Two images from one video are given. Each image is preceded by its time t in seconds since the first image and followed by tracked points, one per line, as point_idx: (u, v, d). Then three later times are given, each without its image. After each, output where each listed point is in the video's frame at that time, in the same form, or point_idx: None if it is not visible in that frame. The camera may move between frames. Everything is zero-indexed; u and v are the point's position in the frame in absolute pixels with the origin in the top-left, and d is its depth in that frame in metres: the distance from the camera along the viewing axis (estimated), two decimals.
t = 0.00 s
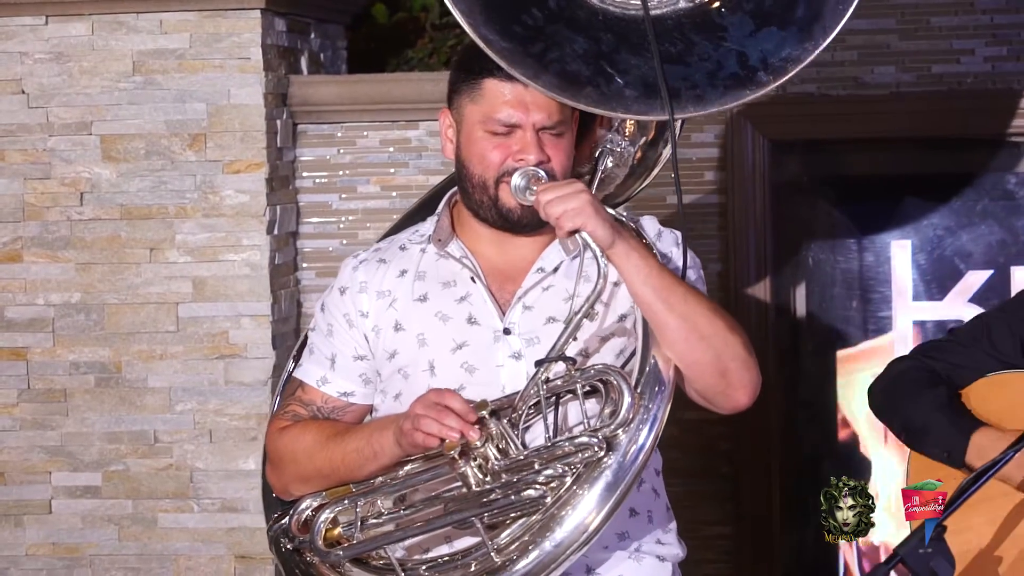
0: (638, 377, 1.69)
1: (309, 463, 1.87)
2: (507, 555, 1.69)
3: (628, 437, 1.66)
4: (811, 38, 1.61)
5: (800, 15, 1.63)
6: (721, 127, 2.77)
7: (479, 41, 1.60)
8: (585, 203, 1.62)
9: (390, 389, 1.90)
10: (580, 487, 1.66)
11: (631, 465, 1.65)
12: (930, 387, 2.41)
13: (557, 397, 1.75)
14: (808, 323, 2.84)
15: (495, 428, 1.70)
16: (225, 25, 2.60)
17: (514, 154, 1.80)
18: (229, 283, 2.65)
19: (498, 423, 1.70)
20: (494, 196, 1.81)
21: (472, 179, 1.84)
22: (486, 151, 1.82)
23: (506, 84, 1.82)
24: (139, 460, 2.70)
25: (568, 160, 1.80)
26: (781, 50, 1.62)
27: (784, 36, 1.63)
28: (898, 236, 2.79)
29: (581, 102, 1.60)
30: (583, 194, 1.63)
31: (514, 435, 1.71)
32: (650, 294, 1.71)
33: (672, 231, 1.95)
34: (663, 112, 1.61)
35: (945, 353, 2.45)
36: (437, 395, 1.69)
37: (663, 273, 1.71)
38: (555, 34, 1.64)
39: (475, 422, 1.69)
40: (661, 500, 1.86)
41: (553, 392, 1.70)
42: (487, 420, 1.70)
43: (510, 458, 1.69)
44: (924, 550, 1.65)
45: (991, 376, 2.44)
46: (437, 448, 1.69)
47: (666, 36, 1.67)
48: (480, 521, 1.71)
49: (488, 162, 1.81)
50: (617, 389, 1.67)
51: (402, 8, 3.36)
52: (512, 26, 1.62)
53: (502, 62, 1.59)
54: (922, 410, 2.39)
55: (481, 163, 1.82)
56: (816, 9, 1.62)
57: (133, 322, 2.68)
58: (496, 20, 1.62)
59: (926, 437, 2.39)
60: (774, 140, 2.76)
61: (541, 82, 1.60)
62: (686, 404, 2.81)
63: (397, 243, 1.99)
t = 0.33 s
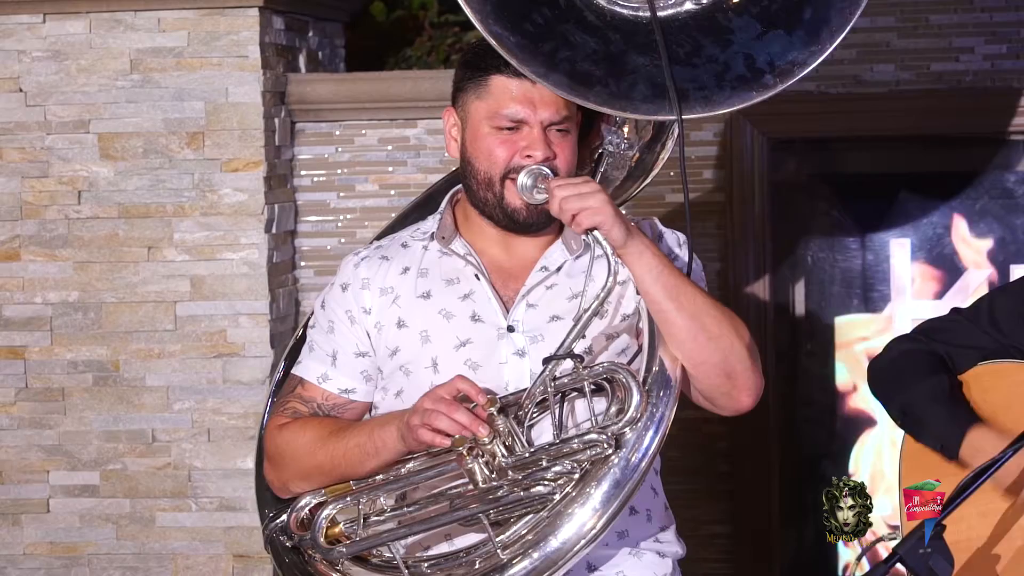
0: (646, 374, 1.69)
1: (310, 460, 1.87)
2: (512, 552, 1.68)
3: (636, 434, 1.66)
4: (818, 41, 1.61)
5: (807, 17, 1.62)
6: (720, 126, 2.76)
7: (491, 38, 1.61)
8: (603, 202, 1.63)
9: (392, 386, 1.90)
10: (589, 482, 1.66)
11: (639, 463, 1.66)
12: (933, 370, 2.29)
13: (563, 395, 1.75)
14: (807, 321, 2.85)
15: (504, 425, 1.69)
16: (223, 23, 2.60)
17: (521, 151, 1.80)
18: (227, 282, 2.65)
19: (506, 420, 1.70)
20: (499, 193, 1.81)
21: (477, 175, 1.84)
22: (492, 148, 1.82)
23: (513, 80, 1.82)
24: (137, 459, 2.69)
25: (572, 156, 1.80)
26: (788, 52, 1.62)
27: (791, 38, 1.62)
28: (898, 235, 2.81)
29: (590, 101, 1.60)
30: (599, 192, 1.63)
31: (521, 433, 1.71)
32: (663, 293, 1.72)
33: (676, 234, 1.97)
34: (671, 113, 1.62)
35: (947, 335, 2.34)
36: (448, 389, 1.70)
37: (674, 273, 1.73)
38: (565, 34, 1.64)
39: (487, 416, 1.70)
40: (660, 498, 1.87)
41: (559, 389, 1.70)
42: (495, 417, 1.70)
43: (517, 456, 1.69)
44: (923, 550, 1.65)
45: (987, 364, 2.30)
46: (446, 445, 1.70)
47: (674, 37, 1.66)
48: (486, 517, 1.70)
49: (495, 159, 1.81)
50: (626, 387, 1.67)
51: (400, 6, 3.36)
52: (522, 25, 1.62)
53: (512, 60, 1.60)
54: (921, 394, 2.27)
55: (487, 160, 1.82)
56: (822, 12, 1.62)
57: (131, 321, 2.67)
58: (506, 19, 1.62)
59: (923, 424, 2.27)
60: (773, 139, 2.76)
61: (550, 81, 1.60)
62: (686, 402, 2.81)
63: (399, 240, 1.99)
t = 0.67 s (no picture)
0: (642, 369, 1.70)
1: (308, 460, 1.87)
2: (509, 548, 1.69)
3: (631, 429, 1.66)
4: (810, 35, 1.61)
5: (799, 11, 1.62)
6: (719, 125, 2.76)
7: (484, 37, 1.59)
8: (595, 199, 1.63)
9: (391, 384, 1.90)
10: (585, 477, 1.66)
11: (634, 459, 1.65)
12: (948, 373, 2.31)
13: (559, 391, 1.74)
14: (806, 319, 2.85)
15: (499, 421, 1.68)
16: (222, 23, 2.60)
17: (516, 149, 1.80)
18: (226, 282, 2.65)
19: (501, 416, 1.69)
20: (495, 191, 1.82)
21: (473, 175, 1.84)
22: (488, 146, 1.82)
23: (507, 79, 1.82)
24: (136, 460, 2.69)
25: (569, 154, 1.80)
26: (781, 47, 1.62)
27: (783, 32, 1.62)
28: (897, 235, 2.80)
29: (583, 98, 1.60)
30: (590, 189, 1.63)
31: (517, 430, 1.71)
32: (658, 286, 1.71)
33: (670, 230, 1.97)
34: (664, 108, 1.61)
35: (965, 334, 2.32)
36: (443, 385, 1.70)
37: (669, 266, 1.72)
38: (557, 31, 1.64)
39: (482, 413, 1.69)
40: (659, 497, 1.87)
41: (554, 385, 1.70)
42: (490, 413, 1.69)
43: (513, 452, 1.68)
44: (924, 550, 1.65)
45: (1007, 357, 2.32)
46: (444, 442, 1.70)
47: (667, 32, 1.66)
48: (482, 514, 1.70)
49: (491, 157, 1.81)
50: (621, 382, 1.66)
51: (400, 7, 3.36)
52: (515, 22, 1.63)
53: (506, 58, 1.60)
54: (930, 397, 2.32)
55: (483, 159, 1.82)
56: (814, 6, 1.61)
57: (130, 321, 2.67)
58: (498, 17, 1.62)
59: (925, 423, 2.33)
60: (773, 138, 2.76)
61: (541, 77, 1.60)
62: (684, 401, 2.81)
63: (396, 240, 1.99)
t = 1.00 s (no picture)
0: (635, 371, 1.70)
1: (303, 461, 1.86)
2: (502, 547, 1.69)
3: (624, 430, 1.66)
4: (807, 38, 1.61)
5: (797, 15, 1.62)
6: (718, 125, 2.76)
7: (479, 38, 1.60)
8: (589, 200, 1.63)
9: (387, 385, 1.90)
10: (578, 477, 1.66)
11: (627, 460, 1.66)
12: (962, 335, 2.33)
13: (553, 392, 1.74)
14: (804, 319, 2.86)
15: (493, 421, 1.69)
16: (223, 24, 2.60)
17: (511, 151, 1.80)
18: (226, 282, 2.65)
19: (495, 416, 1.69)
20: (491, 193, 1.82)
21: (468, 176, 1.84)
22: (483, 148, 1.82)
23: (502, 82, 1.82)
24: (136, 460, 2.69)
25: (564, 156, 1.80)
26: (778, 49, 1.62)
27: (781, 35, 1.62)
28: (897, 235, 2.81)
29: (579, 100, 1.59)
30: (584, 190, 1.63)
31: (510, 430, 1.70)
32: (652, 289, 1.71)
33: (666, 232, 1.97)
34: (661, 110, 1.61)
35: (987, 305, 2.37)
36: (438, 386, 1.69)
37: (661, 269, 1.72)
38: (554, 32, 1.64)
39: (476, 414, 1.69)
40: (655, 498, 1.87)
41: (549, 386, 1.70)
42: (484, 414, 1.69)
43: (506, 453, 1.68)
44: (923, 550, 1.65)
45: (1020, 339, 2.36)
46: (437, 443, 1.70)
47: (664, 35, 1.66)
48: (475, 514, 1.71)
49: (486, 159, 1.81)
50: (614, 383, 1.67)
51: (400, 7, 3.37)
52: (511, 24, 1.63)
53: (502, 59, 1.60)
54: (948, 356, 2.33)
55: (478, 161, 1.82)
56: (812, 9, 1.61)
57: (129, 322, 2.67)
58: (495, 18, 1.62)
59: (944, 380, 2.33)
60: (773, 139, 2.76)
61: (538, 78, 1.59)
62: (682, 402, 2.81)
63: (393, 242, 1.99)
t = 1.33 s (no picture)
0: (636, 373, 1.69)
1: (303, 461, 1.86)
2: (503, 548, 1.69)
3: (625, 430, 1.66)
4: (808, 42, 1.60)
5: (798, 18, 1.62)
6: (719, 126, 2.76)
7: (481, 39, 1.60)
8: (591, 200, 1.63)
9: (387, 387, 1.90)
10: (580, 478, 1.66)
11: (628, 460, 1.66)
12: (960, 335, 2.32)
13: (554, 393, 1.74)
14: (805, 319, 2.86)
15: (495, 421, 1.68)
16: (223, 24, 2.60)
17: (513, 154, 1.80)
18: (226, 283, 2.65)
19: (497, 416, 1.68)
20: (492, 195, 1.81)
21: (469, 179, 1.84)
22: (485, 151, 1.82)
23: (505, 84, 1.83)
24: (136, 460, 2.69)
25: (567, 159, 1.80)
26: (779, 53, 1.61)
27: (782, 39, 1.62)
28: (897, 235, 2.81)
29: (581, 100, 1.60)
30: (587, 191, 1.63)
31: (511, 430, 1.70)
32: (653, 290, 1.71)
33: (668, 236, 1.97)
34: (662, 113, 1.62)
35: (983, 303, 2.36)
36: (440, 386, 1.69)
37: (662, 271, 1.72)
38: (557, 34, 1.64)
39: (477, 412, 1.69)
40: (654, 497, 1.87)
41: (550, 387, 1.69)
42: (485, 413, 1.68)
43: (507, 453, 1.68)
44: (923, 549, 1.65)
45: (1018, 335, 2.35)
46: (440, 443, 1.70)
47: (665, 38, 1.66)
48: (476, 514, 1.70)
49: (487, 162, 1.81)
50: (615, 384, 1.66)
51: (400, 7, 3.37)
52: (514, 25, 1.62)
53: (505, 60, 1.60)
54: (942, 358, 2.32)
55: (480, 163, 1.82)
56: (813, 13, 1.61)
57: (129, 322, 2.67)
58: (499, 19, 1.62)
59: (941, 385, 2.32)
60: (773, 139, 2.76)
61: (541, 80, 1.60)
62: (683, 403, 2.81)
63: (393, 245, 1.99)
